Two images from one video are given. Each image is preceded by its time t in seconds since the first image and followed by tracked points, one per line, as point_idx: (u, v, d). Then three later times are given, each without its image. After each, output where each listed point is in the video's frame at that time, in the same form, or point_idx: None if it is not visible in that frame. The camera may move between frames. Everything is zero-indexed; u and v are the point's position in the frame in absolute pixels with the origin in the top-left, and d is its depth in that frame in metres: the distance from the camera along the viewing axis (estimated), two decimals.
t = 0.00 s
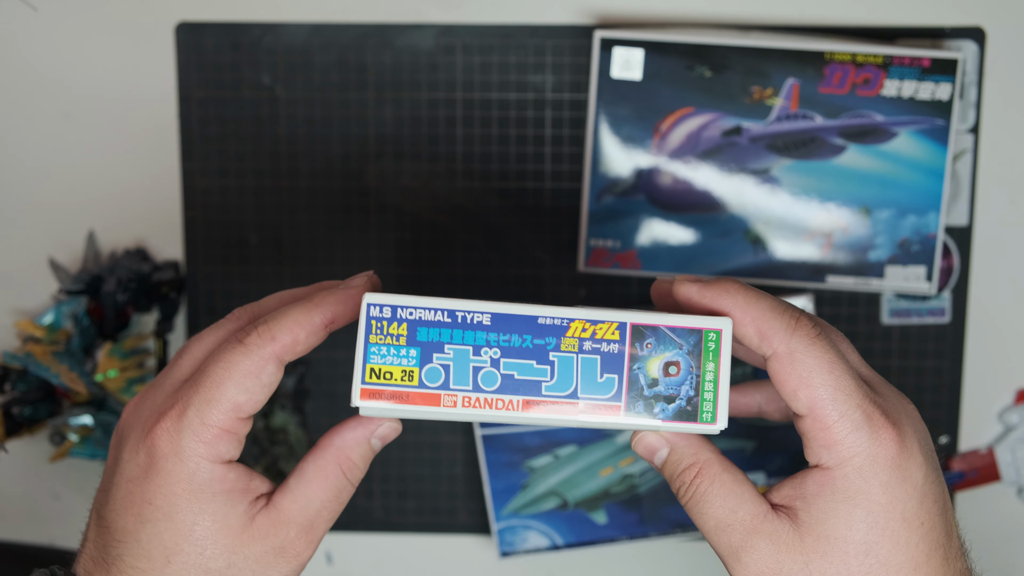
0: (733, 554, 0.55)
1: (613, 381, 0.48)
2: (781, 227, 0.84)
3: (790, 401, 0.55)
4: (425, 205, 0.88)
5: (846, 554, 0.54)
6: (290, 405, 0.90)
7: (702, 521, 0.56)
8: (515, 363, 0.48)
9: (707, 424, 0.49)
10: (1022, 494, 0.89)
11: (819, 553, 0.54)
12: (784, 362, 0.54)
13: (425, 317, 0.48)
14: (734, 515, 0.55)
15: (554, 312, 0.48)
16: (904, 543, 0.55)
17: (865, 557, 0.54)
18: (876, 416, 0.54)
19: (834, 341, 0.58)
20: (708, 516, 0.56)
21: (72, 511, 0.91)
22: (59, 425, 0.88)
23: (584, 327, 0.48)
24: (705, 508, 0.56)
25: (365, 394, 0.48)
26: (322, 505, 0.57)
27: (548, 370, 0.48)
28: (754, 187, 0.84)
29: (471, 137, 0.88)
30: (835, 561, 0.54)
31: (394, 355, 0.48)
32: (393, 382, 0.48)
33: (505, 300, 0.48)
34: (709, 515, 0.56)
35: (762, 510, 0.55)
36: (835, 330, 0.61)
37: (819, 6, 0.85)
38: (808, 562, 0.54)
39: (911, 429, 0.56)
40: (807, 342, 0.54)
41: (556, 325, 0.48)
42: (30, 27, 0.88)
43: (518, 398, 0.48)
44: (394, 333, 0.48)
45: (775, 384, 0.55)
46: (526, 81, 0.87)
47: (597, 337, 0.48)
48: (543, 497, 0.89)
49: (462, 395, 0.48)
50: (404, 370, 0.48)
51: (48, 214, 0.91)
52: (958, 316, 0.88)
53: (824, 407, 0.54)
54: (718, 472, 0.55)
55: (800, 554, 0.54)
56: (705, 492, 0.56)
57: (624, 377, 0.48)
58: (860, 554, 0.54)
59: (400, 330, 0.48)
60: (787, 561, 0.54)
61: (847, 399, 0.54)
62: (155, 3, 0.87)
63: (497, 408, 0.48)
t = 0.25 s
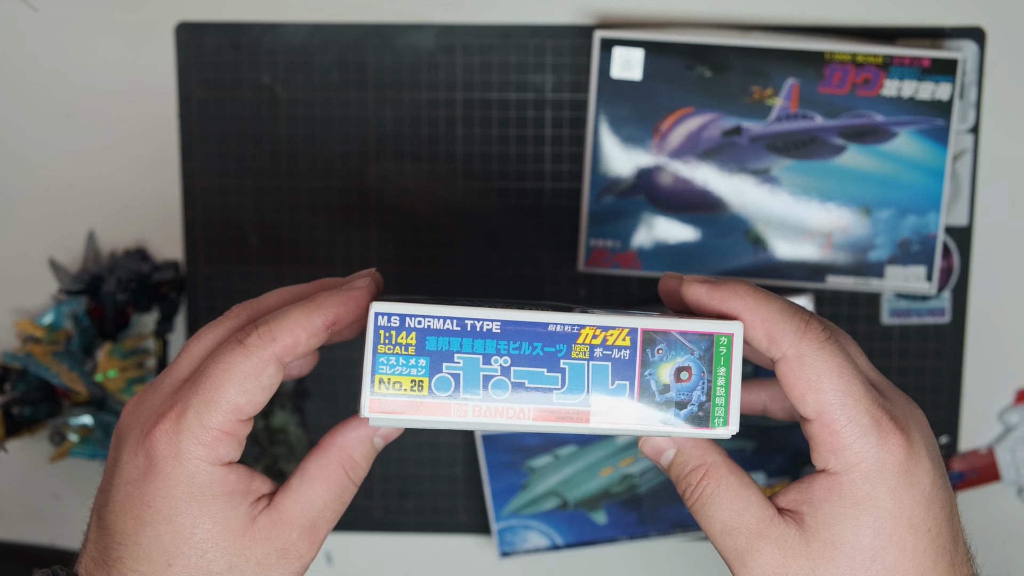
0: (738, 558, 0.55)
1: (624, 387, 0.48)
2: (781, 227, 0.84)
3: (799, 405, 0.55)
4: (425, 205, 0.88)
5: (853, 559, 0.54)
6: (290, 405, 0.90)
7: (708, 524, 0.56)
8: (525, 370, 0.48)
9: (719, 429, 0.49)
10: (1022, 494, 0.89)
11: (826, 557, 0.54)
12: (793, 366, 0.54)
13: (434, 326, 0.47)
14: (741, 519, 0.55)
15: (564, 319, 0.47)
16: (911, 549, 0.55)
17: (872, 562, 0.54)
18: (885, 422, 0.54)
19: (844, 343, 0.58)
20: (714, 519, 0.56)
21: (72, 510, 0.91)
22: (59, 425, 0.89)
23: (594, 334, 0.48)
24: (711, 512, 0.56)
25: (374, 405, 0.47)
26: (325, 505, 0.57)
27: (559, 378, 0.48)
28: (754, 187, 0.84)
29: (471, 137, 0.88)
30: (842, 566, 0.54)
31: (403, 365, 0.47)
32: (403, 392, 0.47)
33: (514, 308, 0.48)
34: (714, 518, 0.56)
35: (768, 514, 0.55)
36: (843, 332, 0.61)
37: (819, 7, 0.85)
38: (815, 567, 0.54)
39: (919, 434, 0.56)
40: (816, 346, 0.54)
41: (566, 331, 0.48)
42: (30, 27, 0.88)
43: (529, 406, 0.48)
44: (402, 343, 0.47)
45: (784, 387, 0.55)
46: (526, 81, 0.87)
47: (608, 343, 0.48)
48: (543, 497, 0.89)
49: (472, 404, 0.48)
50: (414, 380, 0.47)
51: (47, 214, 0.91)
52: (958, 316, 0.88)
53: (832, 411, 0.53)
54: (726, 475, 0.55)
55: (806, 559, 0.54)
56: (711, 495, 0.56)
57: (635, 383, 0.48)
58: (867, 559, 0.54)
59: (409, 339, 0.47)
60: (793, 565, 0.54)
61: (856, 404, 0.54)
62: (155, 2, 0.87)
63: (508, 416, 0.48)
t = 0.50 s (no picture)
0: (738, 560, 0.55)
1: (626, 388, 0.48)
2: (781, 227, 0.84)
3: (800, 407, 0.54)
4: (425, 205, 0.88)
5: (853, 562, 0.54)
6: (290, 405, 0.90)
7: (708, 526, 0.56)
8: (526, 371, 0.48)
9: (720, 430, 0.49)
10: (1022, 494, 0.89)
11: (827, 560, 0.54)
12: (795, 368, 0.54)
13: (435, 326, 0.47)
14: (741, 521, 0.55)
15: (565, 319, 0.47)
16: (912, 552, 0.55)
17: (873, 565, 0.54)
18: (886, 424, 0.54)
19: (846, 345, 0.58)
20: (714, 522, 0.56)
21: (72, 510, 0.91)
22: (59, 425, 0.88)
23: (596, 335, 0.48)
24: (710, 513, 0.56)
25: (373, 404, 0.47)
26: (324, 504, 0.57)
27: (559, 378, 0.48)
28: (754, 187, 0.84)
29: (472, 137, 0.88)
30: (843, 569, 0.54)
31: (403, 364, 0.47)
32: (403, 392, 0.47)
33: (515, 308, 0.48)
34: (714, 520, 0.56)
35: (768, 517, 0.55)
36: (845, 334, 0.61)
37: (819, 7, 0.85)
38: (815, 570, 0.54)
39: (920, 437, 0.56)
40: (819, 348, 0.54)
41: (567, 332, 0.48)
42: (30, 27, 0.88)
43: (529, 407, 0.48)
44: (403, 343, 0.47)
45: (785, 388, 0.55)
46: (526, 81, 0.87)
47: (609, 344, 0.48)
48: (543, 497, 0.89)
49: (472, 405, 0.48)
50: (414, 380, 0.47)
51: (47, 214, 0.91)
52: (958, 316, 0.88)
53: (834, 413, 0.53)
54: (725, 477, 0.56)
55: (807, 562, 0.54)
56: (712, 496, 0.56)
57: (637, 384, 0.48)
58: (868, 562, 0.54)
59: (409, 339, 0.47)
60: (793, 568, 0.54)
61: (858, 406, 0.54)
62: (155, 2, 0.87)
63: (508, 417, 0.48)
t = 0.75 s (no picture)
0: (739, 560, 0.55)
1: (630, 388, 0.48)
2: (781, 227, 0.84)
3: (802, 407, 0.54)
4: (425, 205, 0.88)
5: (854, 564, 0.54)
6: (290, 405, 0.90)
7: (709, 527, 0.56)
8: (531, 371, 0.48)
9: (725, 430, 0.49)
10: (1022, 495, 0.89)
11: (828, 562, 0.54)
12: (798, 368, 0.54)
13: (439, 326, 0.47)
14: (742, 522, 0.55)
15: (570, 320, 0.47)
16: (913, 553, 0.55)
17: (874, 567, 0.54)
18: (887, 425, 0.54)
19: (848, 346, 0.58)
20: (716, 522, 0.56)
21: (72, 510, 0.91)
22: (59, 425, 0.88)
23: (601, 335, 0.48)
24: (711, 514, 0.56)
25: (377, 406, 0.47)
26: (323, 505, 0.57)
27: (564, 379, 0.48)
28: (754, 187, 0.84)
29: (471, 137, 0.88)
30: (844, 571, 0.54)
31: (408, 365, 0.47)
32: (407, 394, 0.47)
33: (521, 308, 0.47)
34: (715, 520, 0.56)
35: (769, 518, 0.55)
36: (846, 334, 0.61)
37: (819, 7, 0.85)
38: (816, 572, 0.54)
39: (921, 439, 0.56)
40: (822, 348, 0.54)
41: (572, 332, 0.47)
42: (30, 27, 0.88)
43: (534, 407, 0.48)
44: (407, 343, 0.47)
45: (788, 388, 0.55)
46: (526, 81, 0.87)
47: (614, 345, 0.48)
48: (543, 497, 0.89)
49: (477, 406, 0.47)
50: (418, 381, 0.47)
51: (47, 214, 0.91)
52: (958, 316, 0.88)
53: (836, 414, 0.53)
54: (727, 477, 0.56)
55: (808, 564, 0.54)
56: (713, 497, 0.56)
57: (641, 384, 0.48)
58: (868, 564, 0.54)
59: (414, 339, 0.47)
60: (795, 570, 0.54)
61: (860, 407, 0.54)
62: (156, 2, 0.87)
63: (513, 417, 0.48)
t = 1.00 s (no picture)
0: (745, 557, 0.55)
1: (665, 378, 0.47)
2: (781, 227, 0.84)
3: (808, 398, 0.54)
4: (425, 205, 0.88)
5: (856, 560, 0.54)
6: (290, 405, 0.90)
7: (716, 521, 0.56)
8: (569, 366, 0.45)
9: (756, 413, 0.48)
10: (1022, 495, 0.89)
11: (831, 557, 0.54)
12: (810, 356, 0.53)
13: (478, 325, 0.44)
14: (750, 517, 0.55)
15: (606, 312, 0.45)
16: (913, 549, 0.55)
17: (875, 562, 0.54)
18: (889, 420, 0.55)
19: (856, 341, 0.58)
20: (725, 515, 0.55)
21: (72, 510, 0.91)
22: (59, 425, 0.88)
23: (635, 324, 0.46)
24: (720, 507, 0.55)
25: (418, 411, 0.43)
26: (328, 522, 0.58)
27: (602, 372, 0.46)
28: (754, 187, 0.84)
29: (471, 137, 0.88)
30: (846, 567, 0.54)
31: (447, 368, 0.44)
32: (446, 397, 0.44)
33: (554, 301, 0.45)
34: (723, 515, 0.55)
35: (776, 515, 0.54)
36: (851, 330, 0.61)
37: (819, 7, 0.85)
38: (819, 568, 0.54)
39: (920, 435, 0.56)
40: (834, 340, 0.54)
41: (607, 324, 0.45)
42: (30, 26, 0.88)
43: (573, 402, 0.45)
44: (445, 345, 0.44)
45: (796, 378, 0.55)
46: (526, 81, 0.87)
47: (648, 334, 0.46)
48: (543, 497, 0.89)
49: (519, 405, 0.44)
50: (458, 383, 0.44)
51: (47, 214, 0.91)
52: (958, 316, 0.88)
53: (842, 405, 0.54)
54: (738, 473, 0.56)
55: (812, 560, 0.54)
56: (723, 490, 0.55)
57: (676, 373, 0.47)
58: (870, 559, 0.54)
59: (452, 340, 0.44)
60: (799, 566, 0.54)
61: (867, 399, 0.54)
62: (156, 2, 0.87)
63: (554, 414, 0.45)
